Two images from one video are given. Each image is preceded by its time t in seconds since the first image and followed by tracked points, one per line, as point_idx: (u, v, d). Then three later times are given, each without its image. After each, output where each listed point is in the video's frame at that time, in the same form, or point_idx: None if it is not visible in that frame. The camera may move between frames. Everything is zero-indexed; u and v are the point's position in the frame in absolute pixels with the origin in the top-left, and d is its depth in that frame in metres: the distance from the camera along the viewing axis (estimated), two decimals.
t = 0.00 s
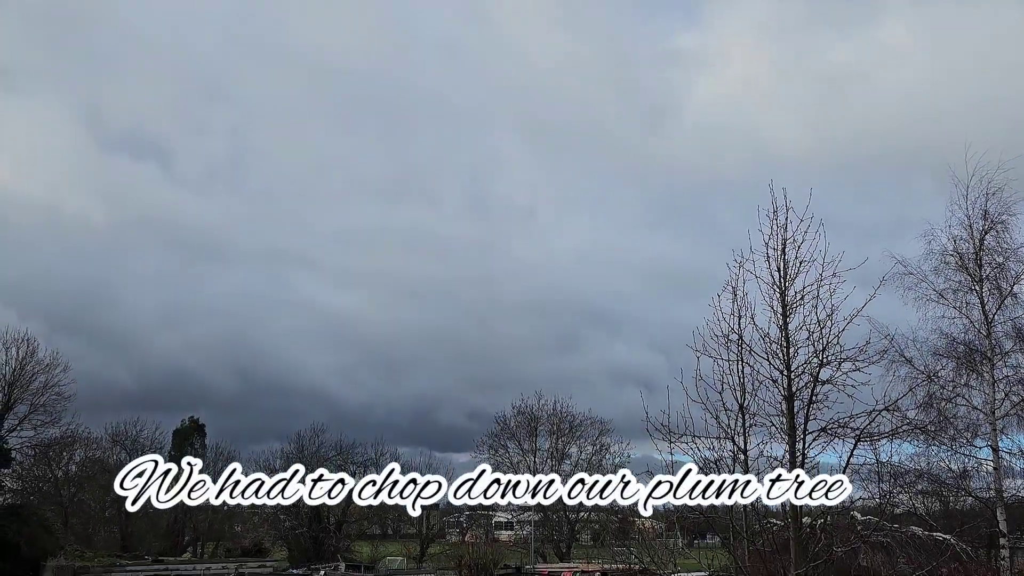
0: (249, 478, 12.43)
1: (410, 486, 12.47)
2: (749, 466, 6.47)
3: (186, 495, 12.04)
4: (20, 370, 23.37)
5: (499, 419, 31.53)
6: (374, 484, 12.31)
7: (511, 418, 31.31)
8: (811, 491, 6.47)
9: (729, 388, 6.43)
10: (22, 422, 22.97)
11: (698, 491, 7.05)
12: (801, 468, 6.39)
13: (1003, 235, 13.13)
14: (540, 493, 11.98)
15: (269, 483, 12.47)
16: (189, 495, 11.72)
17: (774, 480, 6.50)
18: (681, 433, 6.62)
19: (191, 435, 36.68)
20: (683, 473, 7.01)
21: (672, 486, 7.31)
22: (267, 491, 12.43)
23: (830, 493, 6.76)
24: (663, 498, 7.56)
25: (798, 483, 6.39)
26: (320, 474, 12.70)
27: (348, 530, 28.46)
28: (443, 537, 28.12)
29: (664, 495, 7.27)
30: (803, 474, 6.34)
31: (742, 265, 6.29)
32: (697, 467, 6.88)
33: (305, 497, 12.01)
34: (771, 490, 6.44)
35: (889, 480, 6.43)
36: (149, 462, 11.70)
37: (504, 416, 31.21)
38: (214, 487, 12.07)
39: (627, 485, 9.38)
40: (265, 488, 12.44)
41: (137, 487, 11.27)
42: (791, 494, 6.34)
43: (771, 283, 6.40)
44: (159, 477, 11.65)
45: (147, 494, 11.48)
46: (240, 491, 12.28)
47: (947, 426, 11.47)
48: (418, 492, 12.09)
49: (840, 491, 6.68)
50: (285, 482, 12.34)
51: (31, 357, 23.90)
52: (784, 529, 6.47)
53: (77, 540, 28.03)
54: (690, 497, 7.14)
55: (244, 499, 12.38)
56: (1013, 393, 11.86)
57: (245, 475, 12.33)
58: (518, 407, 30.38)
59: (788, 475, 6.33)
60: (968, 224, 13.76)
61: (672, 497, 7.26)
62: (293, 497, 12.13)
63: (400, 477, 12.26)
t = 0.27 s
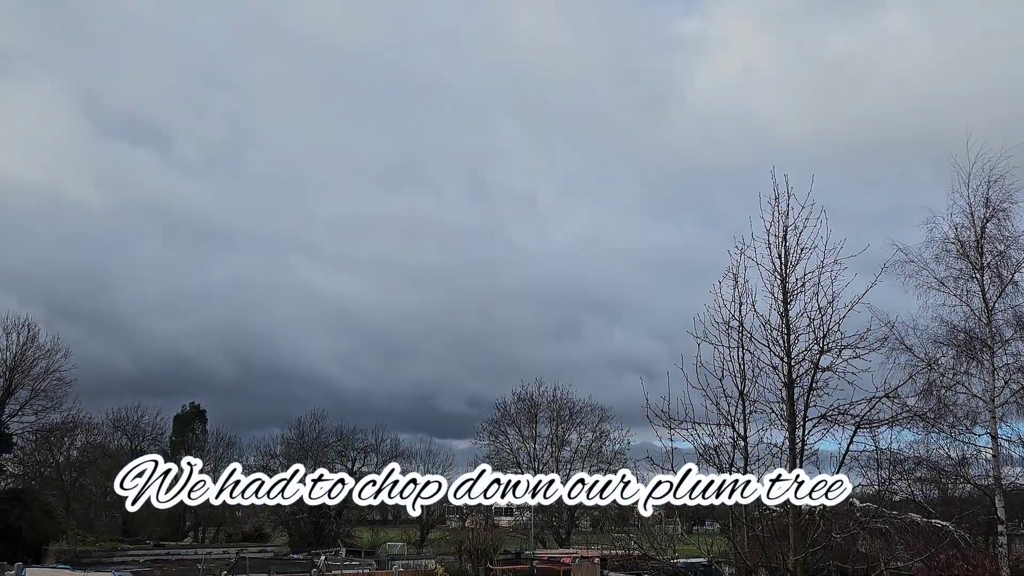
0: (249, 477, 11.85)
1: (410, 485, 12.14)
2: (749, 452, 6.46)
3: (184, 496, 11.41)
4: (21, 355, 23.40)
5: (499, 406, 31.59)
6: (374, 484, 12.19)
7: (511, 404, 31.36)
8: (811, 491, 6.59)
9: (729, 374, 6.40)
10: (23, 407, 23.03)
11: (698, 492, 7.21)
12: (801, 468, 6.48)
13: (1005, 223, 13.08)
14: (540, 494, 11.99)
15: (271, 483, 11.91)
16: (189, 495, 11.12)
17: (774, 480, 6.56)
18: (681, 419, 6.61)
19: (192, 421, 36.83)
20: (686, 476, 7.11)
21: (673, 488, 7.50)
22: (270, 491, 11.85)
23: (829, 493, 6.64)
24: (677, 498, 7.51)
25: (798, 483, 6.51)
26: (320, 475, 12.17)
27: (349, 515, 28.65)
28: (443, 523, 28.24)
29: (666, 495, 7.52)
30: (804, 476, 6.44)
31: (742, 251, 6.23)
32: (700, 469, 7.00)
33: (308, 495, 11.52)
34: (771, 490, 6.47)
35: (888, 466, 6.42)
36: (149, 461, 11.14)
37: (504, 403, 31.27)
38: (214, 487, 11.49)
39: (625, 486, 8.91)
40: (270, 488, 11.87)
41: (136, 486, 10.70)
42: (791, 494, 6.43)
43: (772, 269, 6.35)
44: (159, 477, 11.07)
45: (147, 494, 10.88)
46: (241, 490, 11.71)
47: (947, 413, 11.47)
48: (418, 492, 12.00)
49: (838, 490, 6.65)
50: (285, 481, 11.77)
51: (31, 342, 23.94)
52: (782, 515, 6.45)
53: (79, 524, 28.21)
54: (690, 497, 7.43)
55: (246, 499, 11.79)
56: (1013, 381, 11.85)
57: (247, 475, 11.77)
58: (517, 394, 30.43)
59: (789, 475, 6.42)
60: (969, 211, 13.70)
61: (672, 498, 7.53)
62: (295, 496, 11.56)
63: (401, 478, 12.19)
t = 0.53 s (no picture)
0: (249, 477, 11.20)
1: (411, 486, 11.90)
2: (749, 438, 6.45)
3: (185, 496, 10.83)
4: (22, 341, 23.42)
5: (499, 393, 31.64)
6: (374, 485, 11.71)
7: (511, 391, 31.42)
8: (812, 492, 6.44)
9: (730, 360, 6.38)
10: (24, 392, 23.07)
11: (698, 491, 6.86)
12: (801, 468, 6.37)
13: (1006, 211, 13.03)
14: (540, 494, 11.68)
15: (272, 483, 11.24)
16: (189, 495, 10.53)
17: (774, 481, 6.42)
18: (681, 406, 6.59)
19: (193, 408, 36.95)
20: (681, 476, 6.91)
21: (672, 488, 7.14)
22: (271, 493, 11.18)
23: (829, 493, 6.41)
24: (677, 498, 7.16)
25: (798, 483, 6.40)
26: (320, 474, 11.57)
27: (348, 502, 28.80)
28: (443, 509, 28.37)
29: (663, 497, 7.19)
30: (802, 475, 6.36)
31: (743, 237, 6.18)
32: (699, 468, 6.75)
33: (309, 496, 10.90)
34: (772, 490, 6.36)
35: (887, 454, 6.42)
36: (149, 460, 10.56)
37: (504, 390, 31.32)
38: (214, 487, 10.91)
39: (625, 486, 8.27)
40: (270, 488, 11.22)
41: (134, 487, 10.13)
42: (791, 494, 6.34)
43: (774, 255, 6.31)
44: (159, 477, 10.49)
45: (146, 493, 10.32)
46: (241, 490, 11.09)
47: (947, 401, 11.46)
48: (419, 493, 11.68)
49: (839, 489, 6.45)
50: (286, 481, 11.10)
51: (31, 327, 23.94)
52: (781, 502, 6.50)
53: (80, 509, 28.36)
54: (690, 498, 7.03)
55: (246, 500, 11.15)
56: (1013, 369, 11.84)
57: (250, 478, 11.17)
58: (518, 381, 30.48)
59: (788, 475, 6.33)
60: (971, 199, 13.63)
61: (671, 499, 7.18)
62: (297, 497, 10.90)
63: (401, 479, 11.84)
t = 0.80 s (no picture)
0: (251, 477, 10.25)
1: (411, 486, 11.21)
2: (749, 425, 6.45)
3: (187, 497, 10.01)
4: (22, 326, 23.44)
5: (500, 379, 31.70)
6: (374, 485, 10.94)
7: (511, 378, 31.47)
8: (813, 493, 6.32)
9: (730, 347, 6.38)
10: (25, 377, 23.13)
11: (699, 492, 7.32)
12: (801, 467, 6.28)
13: (1008, 199, 12.97)
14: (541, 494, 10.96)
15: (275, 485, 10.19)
16: (189, 496, 9.73)
17: (774, 480, 6.47)
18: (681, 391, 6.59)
19: (194, 393, 37.20)
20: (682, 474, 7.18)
21: (673, 488, 7.31)
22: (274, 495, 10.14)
23: (829, 494, 6.23)
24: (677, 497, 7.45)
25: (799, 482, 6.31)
26: (321, 473, 10.73)
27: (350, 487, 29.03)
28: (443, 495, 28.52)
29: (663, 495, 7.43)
30: (804, 476, 6.27)
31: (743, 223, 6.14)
32: (700, 469, 6.99)
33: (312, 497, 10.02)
34: (772, 491, 6.42)
35: (885, 440, 6.44)
36: (148, 460, 9.69)
37: (504, 377, 31.37)
38: (214, 488, 10.02)
39: (626, 486, 7.74)
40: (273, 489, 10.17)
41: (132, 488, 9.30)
42: (792, 494, 6.29)
43: (775, 242, 6.27)
44: (157, 477, 9.62)
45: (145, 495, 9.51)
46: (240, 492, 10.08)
47: (946, 388, 11.46)
48: (418, 493, 10.83)
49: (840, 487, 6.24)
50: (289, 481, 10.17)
51: (32, 312, 23.96)
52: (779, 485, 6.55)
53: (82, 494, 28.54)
54: (690, 497, 7.40)
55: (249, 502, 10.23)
56: (1014, 356, 11.83)
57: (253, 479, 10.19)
58: (518, 367, 30.52)
59: (788, 475, 6.25)
60: (973, 186, 13.57)
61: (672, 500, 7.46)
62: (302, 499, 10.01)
63: (400, 478, 11.09)
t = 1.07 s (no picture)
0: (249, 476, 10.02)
1: (410, 486, 10.94)
2: (748, 411, 6.46)
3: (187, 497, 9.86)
4: (23, 311, 23.44)
5: (500, 365, 31.75)
6: (373, 485, 10.55)
7: (511, 364, 31.51)
8: (812, 492, 6.31)
9: (730, 334, 6.37)
10: (26, 362, 23.16)
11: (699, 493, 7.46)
12: (802, 467, 6.18)
13: (1010, 186, 12.92)
14: (542, 494, 10.56)
15: (275, 484, 10.04)
16: (189, 496, 9.62)
17: (774, 480, 6.26)
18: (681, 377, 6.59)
19: (195, 378, 37.32)
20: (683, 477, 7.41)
21: (672, 488, 7.46)
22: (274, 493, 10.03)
23: (827, 494, 6.52)
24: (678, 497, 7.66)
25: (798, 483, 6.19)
26: (320, 474, 10.42)
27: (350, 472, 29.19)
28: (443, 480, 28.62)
29: (664, 496, 7.64)
30: (803, 474, 6.15)
31: (744, 209, 6.11)
32: (698, 467, 7.20)
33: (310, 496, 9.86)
34: (771, 491, 6.27)
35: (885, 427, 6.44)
36: (148, 460, 9.56)
37: (504, 363, 31.40)
38: (215, 488, 9.87)
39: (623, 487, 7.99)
40: (274, 488, 10.01)
41: (130, 489, 9.14)
42: (791, 494, 6.17)
43: (776, 228, 6.25)
44: (156, 480, 9.45)
45: (143, 496, 9.36)
46: (240, 491, 9.95)
47: (946, 376, 11.47)
48: (418, 493, 10.63)
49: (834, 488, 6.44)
50: (289, 480, 10.01)
51: (33, 298, 23.95)
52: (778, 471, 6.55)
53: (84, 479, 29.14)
54: (690, 497, 7.55)
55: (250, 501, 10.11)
56: (1014, 344, 11.82)
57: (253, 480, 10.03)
58: (518, 354, 30.56)
59: (788, 475, 6.13)
60: (975, 173, 13.51)
61: (673, 498, 7.64)
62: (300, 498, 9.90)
63: (397, 477, 10.65)
